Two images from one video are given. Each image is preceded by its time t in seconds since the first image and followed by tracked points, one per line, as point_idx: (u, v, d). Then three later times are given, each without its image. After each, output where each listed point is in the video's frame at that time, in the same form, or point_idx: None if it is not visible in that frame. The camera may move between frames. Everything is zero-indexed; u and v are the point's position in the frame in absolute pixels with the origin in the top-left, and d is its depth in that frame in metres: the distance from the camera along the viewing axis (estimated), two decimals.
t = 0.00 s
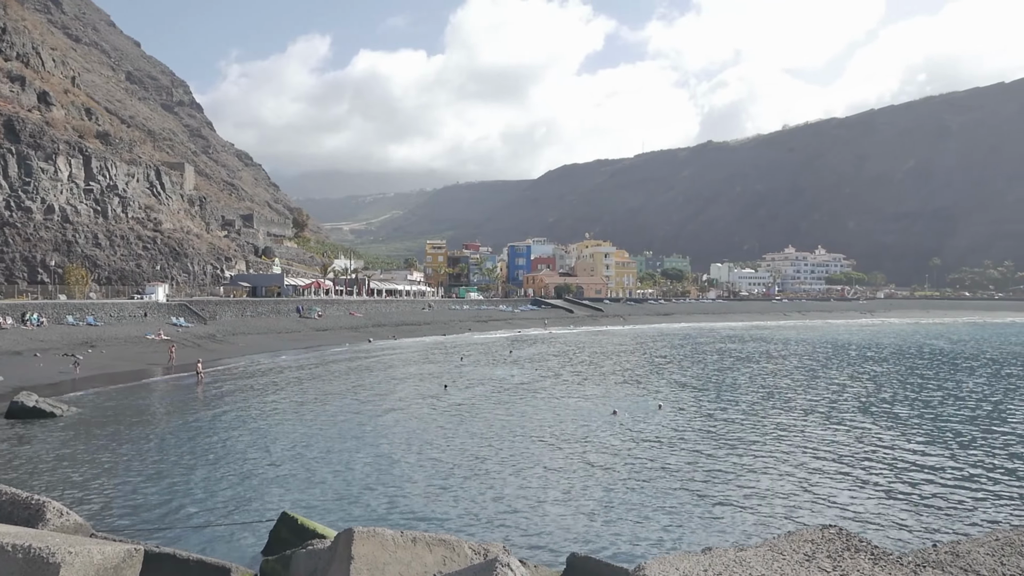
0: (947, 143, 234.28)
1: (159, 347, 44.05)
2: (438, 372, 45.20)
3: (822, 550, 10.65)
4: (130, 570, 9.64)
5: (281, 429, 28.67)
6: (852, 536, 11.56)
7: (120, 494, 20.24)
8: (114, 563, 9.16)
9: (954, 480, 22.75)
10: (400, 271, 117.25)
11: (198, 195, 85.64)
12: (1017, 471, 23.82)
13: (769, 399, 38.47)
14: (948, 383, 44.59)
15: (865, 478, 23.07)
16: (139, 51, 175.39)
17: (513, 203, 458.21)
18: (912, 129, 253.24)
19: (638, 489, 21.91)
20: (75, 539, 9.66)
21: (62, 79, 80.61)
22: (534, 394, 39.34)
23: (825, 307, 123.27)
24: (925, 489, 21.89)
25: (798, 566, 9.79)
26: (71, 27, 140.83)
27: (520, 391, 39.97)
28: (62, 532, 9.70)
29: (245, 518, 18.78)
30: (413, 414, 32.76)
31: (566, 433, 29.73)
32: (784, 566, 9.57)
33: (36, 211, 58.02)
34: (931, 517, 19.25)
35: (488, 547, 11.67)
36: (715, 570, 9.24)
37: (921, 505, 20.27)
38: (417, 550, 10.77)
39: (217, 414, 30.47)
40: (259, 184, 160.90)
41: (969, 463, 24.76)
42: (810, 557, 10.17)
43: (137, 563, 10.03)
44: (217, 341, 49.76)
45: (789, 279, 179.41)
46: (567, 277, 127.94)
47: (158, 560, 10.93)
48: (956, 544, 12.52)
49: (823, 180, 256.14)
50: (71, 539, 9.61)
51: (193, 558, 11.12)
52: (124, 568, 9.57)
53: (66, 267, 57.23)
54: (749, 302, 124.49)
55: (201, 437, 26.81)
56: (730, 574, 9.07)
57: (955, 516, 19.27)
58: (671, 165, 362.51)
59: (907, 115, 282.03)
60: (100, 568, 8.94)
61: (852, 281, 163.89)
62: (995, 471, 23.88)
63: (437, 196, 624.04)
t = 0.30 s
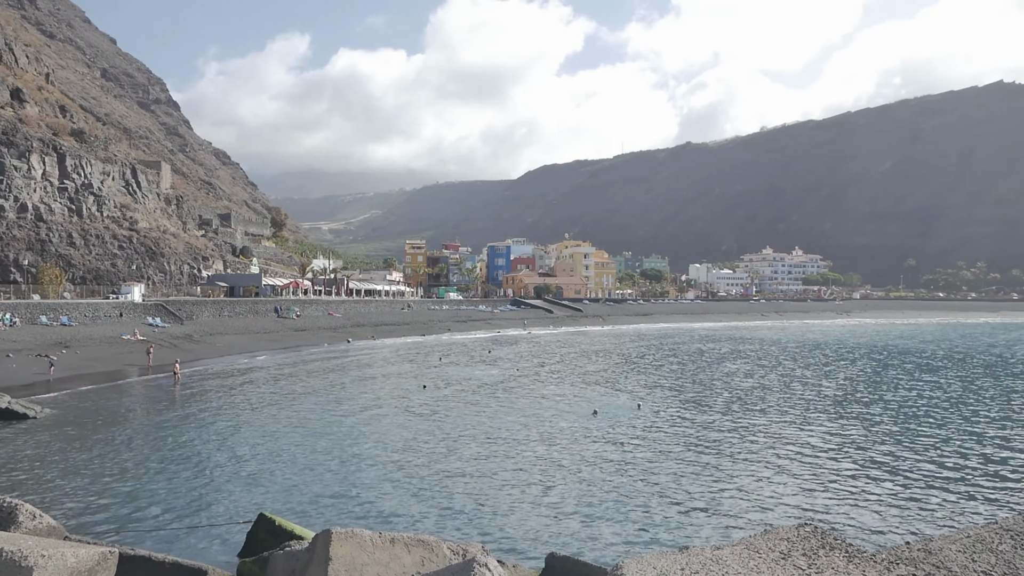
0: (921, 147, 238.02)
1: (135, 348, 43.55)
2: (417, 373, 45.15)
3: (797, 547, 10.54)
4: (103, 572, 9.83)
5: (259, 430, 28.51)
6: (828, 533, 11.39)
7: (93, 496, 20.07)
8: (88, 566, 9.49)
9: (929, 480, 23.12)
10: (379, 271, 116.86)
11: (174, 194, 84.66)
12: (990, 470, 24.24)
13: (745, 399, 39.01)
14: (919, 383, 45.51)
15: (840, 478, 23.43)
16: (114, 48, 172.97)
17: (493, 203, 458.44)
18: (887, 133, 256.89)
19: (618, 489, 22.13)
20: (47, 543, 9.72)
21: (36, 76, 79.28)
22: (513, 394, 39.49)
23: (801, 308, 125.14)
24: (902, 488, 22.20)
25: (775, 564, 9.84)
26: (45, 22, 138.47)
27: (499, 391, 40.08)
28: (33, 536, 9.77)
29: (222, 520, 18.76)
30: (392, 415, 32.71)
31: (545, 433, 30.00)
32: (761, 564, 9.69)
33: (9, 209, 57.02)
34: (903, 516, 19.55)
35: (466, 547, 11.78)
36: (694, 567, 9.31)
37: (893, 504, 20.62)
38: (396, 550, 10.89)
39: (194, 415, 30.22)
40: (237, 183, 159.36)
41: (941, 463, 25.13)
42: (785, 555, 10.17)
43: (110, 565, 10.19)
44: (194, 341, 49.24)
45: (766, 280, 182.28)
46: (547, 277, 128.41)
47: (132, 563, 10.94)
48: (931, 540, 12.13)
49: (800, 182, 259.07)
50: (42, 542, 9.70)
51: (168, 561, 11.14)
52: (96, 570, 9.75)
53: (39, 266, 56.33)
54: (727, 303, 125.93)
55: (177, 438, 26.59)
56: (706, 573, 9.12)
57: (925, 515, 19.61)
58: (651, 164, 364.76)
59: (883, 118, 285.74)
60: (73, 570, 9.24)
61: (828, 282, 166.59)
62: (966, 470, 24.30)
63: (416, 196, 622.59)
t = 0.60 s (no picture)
0: (897, 149, 241.36)
1: (111, 348, 42.94)
2: (398, 373, 45.17)
3: (774, 546, 10.85)
4: (79, 573, 9.87)
5: (238, 430, 28.42)
6: (802, 532, 11.76)
7: (69, 496, 19.93)
8: (63, 567, 9.64)
9: (902, 478, 23.80)
10: (359, 270, 116.37)
11: (152, 191, 83.62)
12: (960, 467, 25.04)
13: (723, 399, 39.48)
14: (892, 382, 46.39)
15: (817, 476, 24.00)
16: (90, 43, 170.41)
17: (474, 202, 458.36)
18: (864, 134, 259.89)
19: (597, 488, 22.45)
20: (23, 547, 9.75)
21: (10, 71, 77.87)
22: (494, 394, 39.74)
23: (780, 308, 126.58)
24: (877, 486, 22.85)
25: (752, 562, 10.09)
26: (19, 16, 136.06)
27: (480, 391, 40.31)
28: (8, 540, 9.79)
29: (200, 519, 18.75)
30: (372, 414, 32.78)
31: (524, 433, 30.21)
32: (737, 562, 9.90)
33: None
34: (879, 514, 19.95)
35: (446, 547, 11.90)
36: (672, 566, 9.52)
37: (868, 503, 21.10)
38: (375, 550, 11.05)
39: (172, 415, 30.02)
40: (215, 181, 157.77)
41: (916, 463, 25.59)
42: (763, 553, 10.43)
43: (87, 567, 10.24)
44: (172, 340, 48.76)
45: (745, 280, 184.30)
46: (528, 277, 128.79)
47: (109, 564, 10.98)
48: (905, 538, 12.49)
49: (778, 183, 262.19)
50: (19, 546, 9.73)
51: (145, 561, 11.16)
52: (71, 572, 9.79)
53: (12, 264, 55.35)
54: (706, 303, 127.00)
55: (155, 438, 26.43)
56: (684, 571, 9.29)
57: (899, 514, 20.03)
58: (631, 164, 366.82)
59: (860, 119, 288.98)
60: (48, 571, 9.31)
61: (806, 283, 168.94)
62: (940, 468, 24.80)
63: (397, 195, 620.11)
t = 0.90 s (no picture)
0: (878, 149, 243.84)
1: (91, 347, 42.39)
2: (381, 372, 45.04)
3: (755, 543, 10.24)
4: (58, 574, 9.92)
5: (220, 430, 28.25)
6: (786, 528, 11.05)
7: (47, 497, 19.75)
8: (41, 568, 9.62)
9: (881, 477, 24.06)
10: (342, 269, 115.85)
11: (132, 189, 82.70)
12: (939, 466, 25.32)
13: (706, 398, 39.72)
14: (872, 381, 46.98)
15: (800, 476, 24.20)
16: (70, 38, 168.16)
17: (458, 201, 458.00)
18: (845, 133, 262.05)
19: (581, 487, 22.55)
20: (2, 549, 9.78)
21: None
22: (478, 393, 39.79)
23: (761, 307, 127.81)
24: (857, 485, 23.09)
25: (732, 558, 9.58)
26: None
27: (464, 390, 40.35)
28: None
29: (180, 519, 18.65)
30: (355, 413, 32.70)
31: (508, 432, 30.29)
32: (719, 560, 9.38)
33: None
34: (859, 512, 20.28)
35: (429, 546, 11.77)
36: (654, 564, 9.09)
37: (850, 502, 21.33)
38: (358, 549, 11.10)
39: (153, 414, 29.78)
40: (197, 178, 156.32)
41: (897, 462, 25.83)
42: (743, 550, 9.92)
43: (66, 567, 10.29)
44: (152, 339, 48.28)
45: (727, 279, 186.01)
46: (511, 275, 128.95)
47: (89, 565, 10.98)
48: (886, 533, 11.69)
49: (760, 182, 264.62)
50: None
51: (125, 562, 11.17)
52: (50, 573, 9.82)
53: None
54: (689, 301, 127.77)
55: (135, 438, 26.20)
56: (668, 571, 8.84)
57: (880, 512, 20.31)
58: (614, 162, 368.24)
59: (841, 119, 291.78)
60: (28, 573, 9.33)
61: (788, 281, 170.74)
62: (922, 468, 25.00)
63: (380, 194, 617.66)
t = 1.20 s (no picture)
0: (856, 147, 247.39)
1: (67, 344, 41.78)
2: (363, 368, 45.06)
3: (734, 537, 9.81)
4: (33, 572, 10.11)
5: (199, 427, 28.10)
6: (765, 524, 10.57)
7: (22, 496, 19.61)
8: (15, 568, 9.70)
9: (858, 473, 24.39)
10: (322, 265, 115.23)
11: (110, 184, 81.60)
12: (917, 462, 25.71)
13: (687, 395, 40.04)
14: (851, 377, 47.69)
15: (779, 472, 24.50)
16: (44, 30, 165.25)
17: (440, 197, 457.02)
18: (824, 131, 265.19)
19: (562, 484, 22.73)
20: None
21: None
22: (459, 389, 39.94)
23: (740, 303, 129.44)
24: (835, 481, 23.48)
25: (710, 554, 9.11)
26: None
27: (445, 386, 40.49)
28: None
29: (158, 518, 18.61)
30: (337, 410, 32.67)
31: (490, 428, 30.47)
32: (698, 554, 8.92)
33: None
34: (838, 509, 20.57)
35: (410, 542, 11.88)
36: (633, 558, 8.52)
37: (825, 497, 21.70)
38: (338, 547, 11.23)
39: (132, 411, 29.57)
40: (175, 174, 154.53)
41: (878, 459, 26.15)
42: (722, 544, 9.43)
43: (42, 565, 10.48)
44: (130, 336, 47.75)
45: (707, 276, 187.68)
46: (493, 272, 129.13)
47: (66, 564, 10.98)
48: (860, 527, 10.64)
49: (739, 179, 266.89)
50: None
51: (102, 561, 11.16)
52: (25, 572, 9.90)
53: None
54: (670, 298, 128.81)
55: (115, 435, 26.06)
56: (650, 569, 8.25)
57: (859, 509, 20.62)
58: (595, 159, 369.59)
59: (819, 116, 294.90)
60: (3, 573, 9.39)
61: (768, 278, 172.85)
62: (900, 464, 25.43)
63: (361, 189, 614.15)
